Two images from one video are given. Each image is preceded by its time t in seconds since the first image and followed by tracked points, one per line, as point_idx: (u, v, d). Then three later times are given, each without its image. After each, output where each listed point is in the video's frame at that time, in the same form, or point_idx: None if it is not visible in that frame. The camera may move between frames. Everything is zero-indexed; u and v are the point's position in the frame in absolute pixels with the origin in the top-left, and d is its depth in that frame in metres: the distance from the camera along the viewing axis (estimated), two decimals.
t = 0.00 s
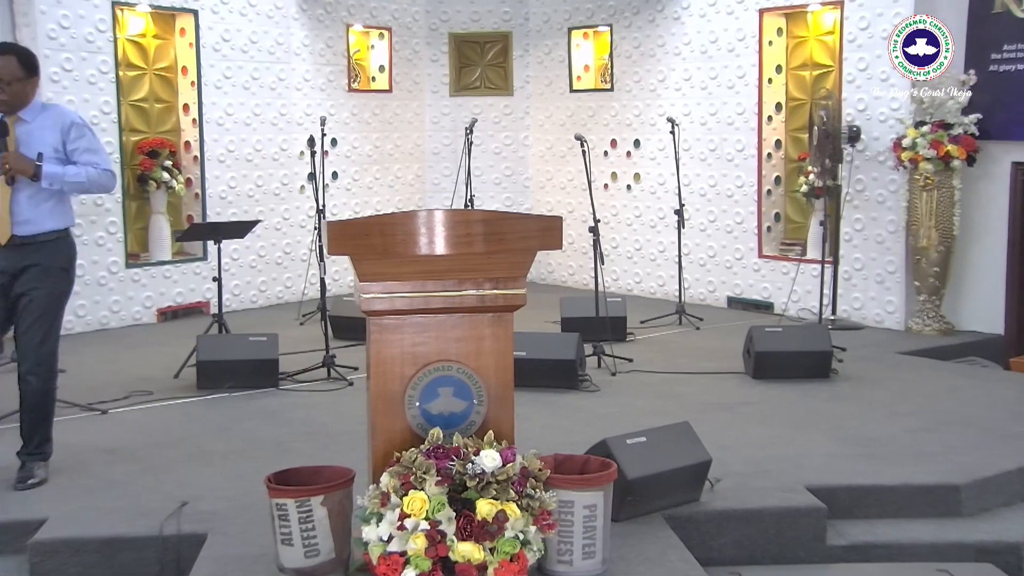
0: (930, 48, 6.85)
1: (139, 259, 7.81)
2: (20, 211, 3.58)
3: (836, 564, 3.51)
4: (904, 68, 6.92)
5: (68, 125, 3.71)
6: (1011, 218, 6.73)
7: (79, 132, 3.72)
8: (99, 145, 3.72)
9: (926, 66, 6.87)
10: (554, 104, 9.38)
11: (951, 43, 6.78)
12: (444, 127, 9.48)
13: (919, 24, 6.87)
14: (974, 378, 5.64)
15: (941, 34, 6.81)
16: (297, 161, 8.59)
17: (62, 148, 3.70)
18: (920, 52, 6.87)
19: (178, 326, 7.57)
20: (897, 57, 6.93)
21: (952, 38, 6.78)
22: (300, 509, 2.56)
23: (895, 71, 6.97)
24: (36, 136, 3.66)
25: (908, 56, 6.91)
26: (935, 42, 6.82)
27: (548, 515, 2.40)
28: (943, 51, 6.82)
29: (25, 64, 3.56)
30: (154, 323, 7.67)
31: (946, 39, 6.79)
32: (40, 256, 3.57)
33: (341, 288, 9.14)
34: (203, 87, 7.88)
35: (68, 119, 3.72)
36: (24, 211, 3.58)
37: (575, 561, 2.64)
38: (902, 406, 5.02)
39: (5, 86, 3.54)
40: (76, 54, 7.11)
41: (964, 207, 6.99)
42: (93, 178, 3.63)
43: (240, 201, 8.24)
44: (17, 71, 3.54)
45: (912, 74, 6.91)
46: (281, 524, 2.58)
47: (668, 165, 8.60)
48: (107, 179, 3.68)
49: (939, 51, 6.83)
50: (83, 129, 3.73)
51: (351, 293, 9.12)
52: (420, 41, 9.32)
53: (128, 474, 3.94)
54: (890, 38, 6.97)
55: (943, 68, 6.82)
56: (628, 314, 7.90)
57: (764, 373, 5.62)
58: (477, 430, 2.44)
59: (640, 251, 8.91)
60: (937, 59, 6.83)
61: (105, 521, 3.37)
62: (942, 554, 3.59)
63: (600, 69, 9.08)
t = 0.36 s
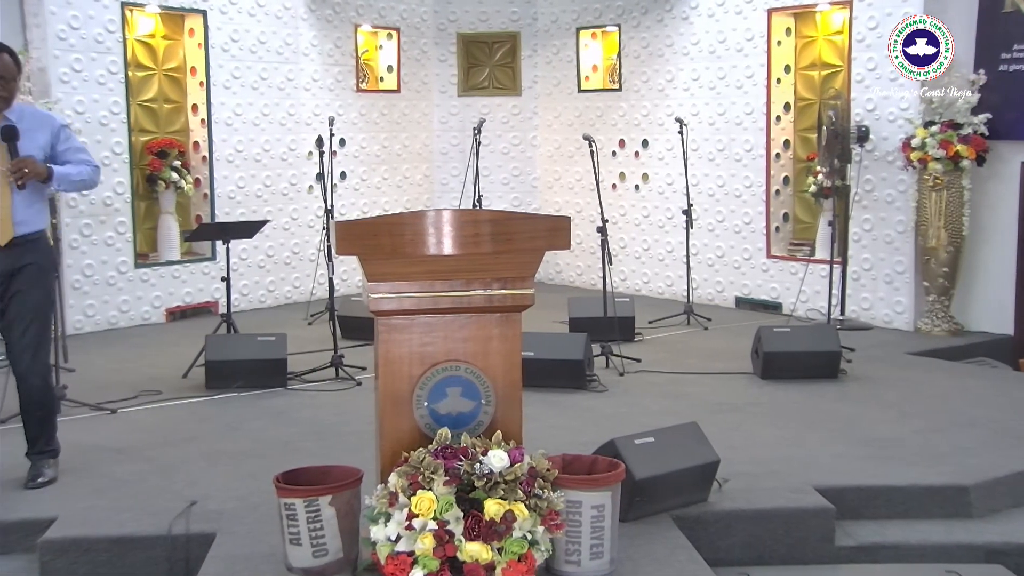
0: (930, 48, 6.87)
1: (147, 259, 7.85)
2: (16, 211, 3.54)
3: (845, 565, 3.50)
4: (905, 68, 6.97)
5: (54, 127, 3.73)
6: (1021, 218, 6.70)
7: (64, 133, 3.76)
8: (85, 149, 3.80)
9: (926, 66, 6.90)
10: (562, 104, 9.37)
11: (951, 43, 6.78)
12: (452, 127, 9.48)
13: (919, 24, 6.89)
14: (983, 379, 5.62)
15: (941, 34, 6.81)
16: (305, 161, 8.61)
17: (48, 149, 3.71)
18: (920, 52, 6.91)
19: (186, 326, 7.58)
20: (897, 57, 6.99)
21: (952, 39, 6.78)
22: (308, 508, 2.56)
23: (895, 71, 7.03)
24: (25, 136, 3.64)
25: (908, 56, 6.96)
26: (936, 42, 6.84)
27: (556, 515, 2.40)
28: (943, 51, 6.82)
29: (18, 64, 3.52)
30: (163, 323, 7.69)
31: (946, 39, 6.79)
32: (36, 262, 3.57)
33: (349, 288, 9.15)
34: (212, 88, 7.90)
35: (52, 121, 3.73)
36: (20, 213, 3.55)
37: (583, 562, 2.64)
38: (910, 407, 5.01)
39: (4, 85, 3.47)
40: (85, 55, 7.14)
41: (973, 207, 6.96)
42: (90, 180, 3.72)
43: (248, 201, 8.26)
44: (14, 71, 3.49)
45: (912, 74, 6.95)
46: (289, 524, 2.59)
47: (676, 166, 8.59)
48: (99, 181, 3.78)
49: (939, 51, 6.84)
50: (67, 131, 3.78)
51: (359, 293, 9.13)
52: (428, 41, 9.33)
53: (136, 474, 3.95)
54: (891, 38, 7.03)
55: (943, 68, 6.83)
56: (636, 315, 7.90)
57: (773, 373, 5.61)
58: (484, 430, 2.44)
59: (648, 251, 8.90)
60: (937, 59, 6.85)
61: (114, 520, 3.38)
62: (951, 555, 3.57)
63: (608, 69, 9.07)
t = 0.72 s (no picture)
0: (930, 48, 6.89)
1: (156, 259, 7.85)
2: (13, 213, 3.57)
3: (852, 566, 3.49)
4: (905, 68, 7.00)
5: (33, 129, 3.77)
6: None
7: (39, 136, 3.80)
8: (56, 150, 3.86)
9: (926, 66, 6.92)
10: (571, 104, 9.37)
11: (951, 43, 6.78)
12: (460, 127, 9.49)
13: (919, 24, 6.92)
14: (992, 379, 5.60)
15: (941, 34, 6.82)
16: (313, 161, 8.62)
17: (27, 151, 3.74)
18: (920, 52, 6.93)
19: (195, 326, 7.60)
20: (897, 57, 7.02)
21: (952, 39, 6.79)
22: (316, 508, 2.56)
23: (895, 71, 7.06)
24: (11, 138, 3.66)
25: (908, 56, 6.98)
26: (936, 41, 6.85)
27: (564, 515, 2.40)
28: (943, 51, 6.83)
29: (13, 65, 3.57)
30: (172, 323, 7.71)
31: (946, 39, 6.80)
32: (25, 262, 3.64)
33: (358, 288, 9.16)
34: (221, 88, 7.91)
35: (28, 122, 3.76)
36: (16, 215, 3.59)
37: (590, 562, 2.64)
38: (919, 407, 5.00)
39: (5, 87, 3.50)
40: (94, 55, 7.16)
41: (983, 207, 6.93)
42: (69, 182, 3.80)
43: (256, 201, 8.27)
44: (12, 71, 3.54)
45: (912, 74, 6.98)
46: (298, 524, 2.59)
47: (684, 166, 8.58)
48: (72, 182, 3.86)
49: (938, 51, 6.85)
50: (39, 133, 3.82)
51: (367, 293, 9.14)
52: (436, 41, 9.33)
53: (145, 473, 3.96)
54: (891, 38, 7.07)
55: (943, 68, 6.84)
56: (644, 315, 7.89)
57: (781, 373, 5.59)
58: (492, 430, 2.44)
59: (656, 251, 8.89)
60: (937, 59, 6.86)
61: (123, 519, 3.39)
62: (960, 557, 3.56)
63: (616, 69, 9.07)
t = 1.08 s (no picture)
0: (930, 48, 6.91)
1: (165, 259, 7.89)
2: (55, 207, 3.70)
3: (861, 567, 3.48)
4: (905, 68, 7.02)
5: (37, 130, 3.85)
6: None
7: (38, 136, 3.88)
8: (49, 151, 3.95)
9: (926, 66, 6.94)
10: (578, 104, 9.37)
11: (951, 42, 6.81)
12: (468, 127, 9.49)
13: (919, 24, 6.96)
14: (1001, 380, 5.58)
15: (940, 34, 6.86)
16: (321, 161, 8.64)
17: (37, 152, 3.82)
18: (920, 52, 6.95)
19: (203, 326, 7.62)
20: (897, 56, 7.05)
21: (952, 39, 6.82)
22: (325, 508, 2.57)
23: (895, 71, 7.08)
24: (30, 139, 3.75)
25: (908, 55, 7.01)
26: (935, 41, 6.88)
27: (571, 515, 2.39)
28: (943, 51, 6.86)
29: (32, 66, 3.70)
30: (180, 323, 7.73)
31: (946, 39, 6.83)
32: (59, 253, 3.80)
33: (366, 288, 9.17)
34: (229, 88, 7.92)
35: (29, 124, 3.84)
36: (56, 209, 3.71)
37: (598, 562, 2.63)
38: (928, 408, 4.99)
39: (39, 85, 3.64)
40: (104, 56, 7.18)
41: (993, 206, 6.91)
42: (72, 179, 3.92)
43: (265, 201, 8.29)
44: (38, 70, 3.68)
45: (912, 74, 6.99)
46: (306, 524, 2.59)
47: (692, 166, 8.57)
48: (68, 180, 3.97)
49: (939, 51, 6.88)
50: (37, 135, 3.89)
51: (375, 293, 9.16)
52: (444, 41, 9.34)
53: (154, 472, 3.97)
54: (891, 38, 7.10)
55: (943, 68, 6.86)
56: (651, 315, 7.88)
57: (789, 374, 5.58)
58: (500, 430, 2.44)
59: (664, 251, 8.88)
60: (937, 59, 6.89)
61: (132, 518, 3.41)
62: (970, 558, 3.55)
63: (624, 69, 9.06)
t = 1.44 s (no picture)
0: (930, 48, 6.92)
1: (169, 258, 7.90)
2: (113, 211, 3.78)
3: (866, 568, 3.47)
4: (905, 68, 7.05)
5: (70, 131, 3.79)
6: None
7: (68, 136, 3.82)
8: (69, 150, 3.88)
9: (926, 66, 6.96)
10: (583, 104, 9.37)
11: (951, 43, 6.83)
12: (473, 127, 9.50)
13: (919, 24, 6.96)
14: (1007, 380, 5.57)
15: (940, 34, 6.86)
16: (326, 161, 8.65)
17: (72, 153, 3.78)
18: (920, 52, 6.97)
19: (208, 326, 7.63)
20: (897, 56, 7.08)
21: (952, 39, 6.83)
22: (329, 507, 2.57)
23: (896, 70, 7.11)
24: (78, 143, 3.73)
25: (908, 55, 7.03)
26: (935, 42, 6.89)
27: (576, 515, 2.40)
28: (943, 51, 6.87)
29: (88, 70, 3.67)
30: (185, 323, 7.74)
31: (946, 39, 6.84)
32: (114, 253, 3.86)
33: (370, 288, 9.18)
34: (234, 89, 7.93)
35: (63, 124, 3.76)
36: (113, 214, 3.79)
37: (602, 562, 2.63)
38: (933, 408, 4.97)
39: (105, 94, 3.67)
40: (109, 56, 7.18)
41: (999, 207, 6.89)
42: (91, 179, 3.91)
43: (270, 201, 8.30)
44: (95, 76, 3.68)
45: (912, 74, 7.02)
46: (310, 523, 2.59)
47: (697, 166, 8.57)
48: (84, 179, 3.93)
49: (939, 51, 6.89)
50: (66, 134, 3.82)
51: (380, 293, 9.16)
52: (449, 42, 9.35)
53: (159, 472, 3.98)
54: (891, 38, 7.11)
55: (942, 68, 6.89)
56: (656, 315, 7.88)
57: (795, 374, 5.58)
58: (505, 430, 2.44)
59: (669, 252, 8.88)
60: (937, 59, 6.90)
61: (138, 517, 3.41)
62: (976, 559, 3.54)
63: (629, 69, 9.06)
